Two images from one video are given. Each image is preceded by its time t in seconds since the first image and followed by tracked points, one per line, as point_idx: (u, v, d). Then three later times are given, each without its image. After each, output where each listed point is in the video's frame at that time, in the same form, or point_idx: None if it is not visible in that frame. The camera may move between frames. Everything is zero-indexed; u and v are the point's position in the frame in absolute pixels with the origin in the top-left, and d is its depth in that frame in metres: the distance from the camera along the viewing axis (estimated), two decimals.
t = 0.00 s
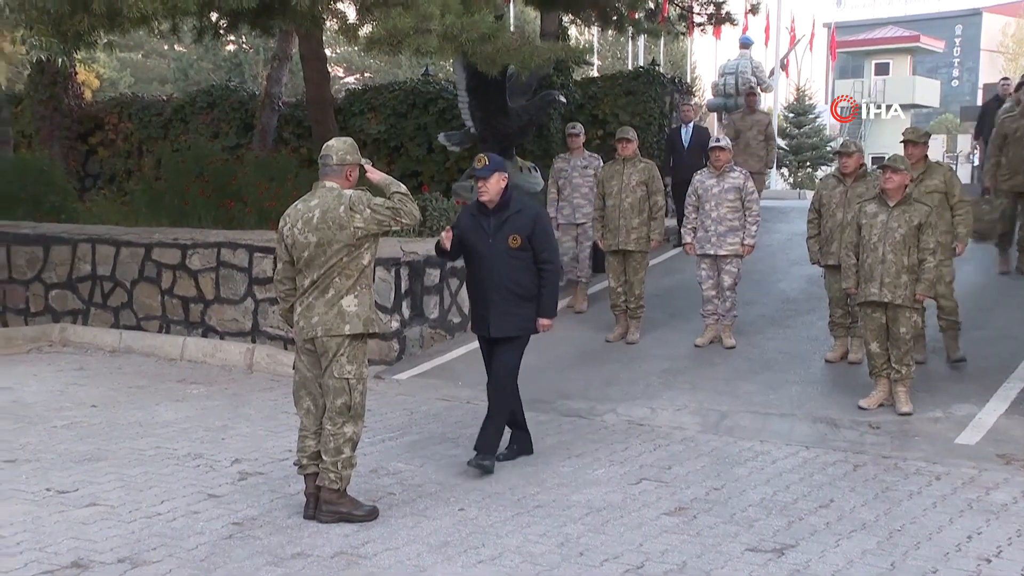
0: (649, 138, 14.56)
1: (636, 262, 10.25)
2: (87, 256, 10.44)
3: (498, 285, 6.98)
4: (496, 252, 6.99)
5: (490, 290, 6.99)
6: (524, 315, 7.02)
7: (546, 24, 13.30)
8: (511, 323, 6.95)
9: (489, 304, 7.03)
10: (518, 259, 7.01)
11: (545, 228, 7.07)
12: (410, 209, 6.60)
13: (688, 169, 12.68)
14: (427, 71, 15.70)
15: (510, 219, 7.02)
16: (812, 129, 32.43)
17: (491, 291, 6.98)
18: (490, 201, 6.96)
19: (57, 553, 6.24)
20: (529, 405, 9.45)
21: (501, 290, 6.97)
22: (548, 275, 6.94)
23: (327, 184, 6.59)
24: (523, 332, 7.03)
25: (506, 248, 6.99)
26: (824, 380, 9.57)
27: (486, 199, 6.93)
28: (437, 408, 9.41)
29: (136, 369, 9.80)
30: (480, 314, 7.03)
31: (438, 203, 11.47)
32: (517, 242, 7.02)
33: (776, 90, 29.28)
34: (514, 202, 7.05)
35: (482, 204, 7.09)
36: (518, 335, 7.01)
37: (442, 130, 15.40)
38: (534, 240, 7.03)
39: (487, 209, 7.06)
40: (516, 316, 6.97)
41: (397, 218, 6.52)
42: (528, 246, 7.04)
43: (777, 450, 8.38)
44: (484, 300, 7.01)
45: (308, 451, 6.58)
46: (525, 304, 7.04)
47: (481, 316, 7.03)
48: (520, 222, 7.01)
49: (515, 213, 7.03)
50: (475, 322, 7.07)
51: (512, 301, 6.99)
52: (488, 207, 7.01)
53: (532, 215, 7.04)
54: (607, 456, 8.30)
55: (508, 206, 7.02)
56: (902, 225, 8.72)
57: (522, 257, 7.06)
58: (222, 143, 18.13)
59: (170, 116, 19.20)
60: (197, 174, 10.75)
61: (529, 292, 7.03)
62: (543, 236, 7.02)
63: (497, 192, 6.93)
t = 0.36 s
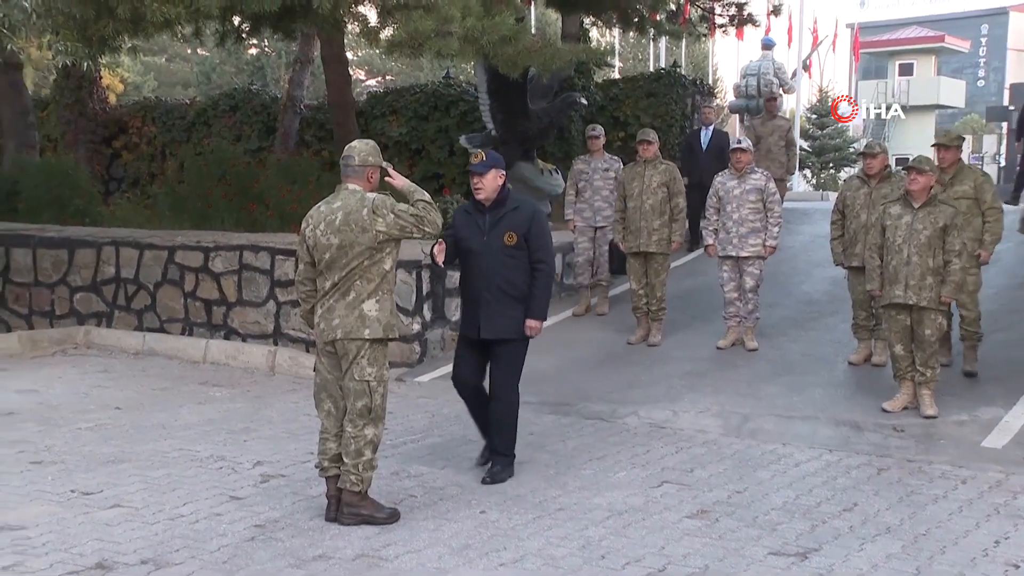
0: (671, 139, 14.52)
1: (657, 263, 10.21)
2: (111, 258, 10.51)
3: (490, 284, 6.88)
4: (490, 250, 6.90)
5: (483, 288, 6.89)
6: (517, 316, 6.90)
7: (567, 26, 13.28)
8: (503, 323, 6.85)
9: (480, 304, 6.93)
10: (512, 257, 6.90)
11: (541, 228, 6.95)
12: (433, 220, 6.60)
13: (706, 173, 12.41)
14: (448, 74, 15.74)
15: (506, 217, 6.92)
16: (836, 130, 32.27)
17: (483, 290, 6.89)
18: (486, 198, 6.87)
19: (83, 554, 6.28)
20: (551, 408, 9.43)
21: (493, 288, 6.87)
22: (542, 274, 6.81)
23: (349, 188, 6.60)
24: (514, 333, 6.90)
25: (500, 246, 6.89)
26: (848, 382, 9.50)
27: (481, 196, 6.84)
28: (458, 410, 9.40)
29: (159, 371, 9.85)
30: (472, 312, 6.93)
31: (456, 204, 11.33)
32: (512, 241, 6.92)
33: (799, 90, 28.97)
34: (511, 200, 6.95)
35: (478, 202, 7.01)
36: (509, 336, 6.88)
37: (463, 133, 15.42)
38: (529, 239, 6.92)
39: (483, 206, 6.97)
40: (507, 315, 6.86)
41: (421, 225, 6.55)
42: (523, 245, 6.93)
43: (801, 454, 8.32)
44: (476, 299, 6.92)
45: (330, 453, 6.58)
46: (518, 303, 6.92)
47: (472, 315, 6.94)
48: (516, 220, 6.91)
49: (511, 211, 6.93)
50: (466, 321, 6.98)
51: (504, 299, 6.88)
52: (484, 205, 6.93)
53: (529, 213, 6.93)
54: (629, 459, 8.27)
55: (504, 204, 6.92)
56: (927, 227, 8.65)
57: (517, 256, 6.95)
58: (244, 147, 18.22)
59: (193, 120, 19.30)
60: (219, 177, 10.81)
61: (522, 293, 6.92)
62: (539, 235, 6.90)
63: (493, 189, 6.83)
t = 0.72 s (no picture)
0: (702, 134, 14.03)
1: (687, 263, 9.71)
2: (117, 259, 10.12)
3: (480, 291, 6.43)
4: (479, 253, 6.45)
5: (471, 294, 6.44)
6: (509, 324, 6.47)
7: (593, 17, 12.80)
8: (496, 332, 6.41)
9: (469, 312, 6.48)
10: (503, 260, 6.47)
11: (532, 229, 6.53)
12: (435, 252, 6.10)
13: (732, 168, 11.90)
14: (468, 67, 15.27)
15: (496, 219, 6.49)
16: (875, 124, 31.79)
17: (472, 296, 6.44)
18: (472, 200, 6.43)
19: (84, 568, 5.87)
20: (575, 416, 8.96)
21: (483, 294, 6.43)
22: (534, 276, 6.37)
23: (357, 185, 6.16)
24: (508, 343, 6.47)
25: (490, 249, 6.46)
26: (890, 389, 8.99)
27: (466, 197, 6.40)
28: (479, 418, 8.94)
29: (166, 378, 9.44)
30: (460, 320, 6.48)
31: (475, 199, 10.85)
32: (503, 244, 6.48)
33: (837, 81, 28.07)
34: (500, 201, 6.52)
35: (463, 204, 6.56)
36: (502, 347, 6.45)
37: (483, 128, 14.95)
38: (520, 241, 6.50)
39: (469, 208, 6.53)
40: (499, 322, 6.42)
41: (431, 242, 6.11)
42: (515, 248, 6.51)
43: (840, 466, 7.82)
44: (464, 306, 6.46)
45: (344, 464, 6.13)
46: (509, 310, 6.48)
47: (460, 323, 6.49)
48: (506, 221, 6.48)
49: (500, 212, 6.50)
50: (454, 329, 6.52)
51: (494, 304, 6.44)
52: (470, 207, 6.48)
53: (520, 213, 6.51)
54: (657, 470, 7.79)
55: (493, 205, 6.49)
56: (975, 226, 8.13)
57: (507, 259, 6.52)
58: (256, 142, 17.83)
59: (202, 116, 18.94)
60: (229, 176, 10.39)
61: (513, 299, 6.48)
62: (531, 237, 6.47)
63: (478, 189, 6.40)
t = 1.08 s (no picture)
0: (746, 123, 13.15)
1: (730, 263, 8.84)
2: (108, 258, 9.35)
3: (453, 293, 5.60)
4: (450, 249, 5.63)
5: (444, 296, 5.60)
6: (490, 329, 5.65)
7: None
8: (476, 339, 5.59)
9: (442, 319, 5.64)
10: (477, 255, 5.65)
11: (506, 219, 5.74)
12: (446, 263, 5.30)
13: (776, 160, 11.04)
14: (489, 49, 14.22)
15: (466, 210, 5.68)
16: (941, 110, 30.13)
17: (446, 299, 5.60)
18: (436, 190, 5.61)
19: None
20: (606, 430, 8.12)
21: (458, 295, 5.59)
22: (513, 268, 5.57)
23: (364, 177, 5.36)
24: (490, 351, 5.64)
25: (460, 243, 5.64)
26: (955, 402, 8.11)
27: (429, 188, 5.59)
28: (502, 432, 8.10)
29: (160, 388, 8.65)
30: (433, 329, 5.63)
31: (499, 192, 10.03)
32: (475, 238, 5.68)
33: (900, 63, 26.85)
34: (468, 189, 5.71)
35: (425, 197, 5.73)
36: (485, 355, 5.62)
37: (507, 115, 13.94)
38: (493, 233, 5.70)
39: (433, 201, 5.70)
40: (478, 325, 5.57)
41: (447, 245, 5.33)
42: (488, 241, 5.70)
43: (901, 487, 6.94)
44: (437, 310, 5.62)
45: (354, 483, 5.29)
46: (486, 312, 5.65)
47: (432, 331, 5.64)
48: (477, 211, 5.68)
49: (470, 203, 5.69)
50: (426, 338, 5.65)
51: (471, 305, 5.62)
52: (435, 198, 5.66)
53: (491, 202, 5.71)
54: (697, 490, 6.94)
55: (460, 195, 5.67)
56: None
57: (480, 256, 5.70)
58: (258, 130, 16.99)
59: (199, 102, 18.08)
60: (230, 169, 9.62)
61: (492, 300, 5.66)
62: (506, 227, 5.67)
63: (443, 179, 5.58)
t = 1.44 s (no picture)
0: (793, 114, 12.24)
1: (776, 264, 7.97)
2: (89, 260, 8.55)
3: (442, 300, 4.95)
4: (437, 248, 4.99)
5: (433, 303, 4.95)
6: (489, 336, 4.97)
7: None
8: (472, 347, 4.91)
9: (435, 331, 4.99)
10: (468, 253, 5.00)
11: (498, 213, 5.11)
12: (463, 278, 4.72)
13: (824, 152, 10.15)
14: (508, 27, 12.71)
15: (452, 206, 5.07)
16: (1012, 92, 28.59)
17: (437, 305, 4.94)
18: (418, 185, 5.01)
19: None
20: (638, 449, 7.27)
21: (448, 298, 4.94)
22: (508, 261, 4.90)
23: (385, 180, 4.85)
24: (491, 359, 4.95)
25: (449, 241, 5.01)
26: None
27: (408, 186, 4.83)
28: (522, 453, 7.25)
29: (146, 403, 7.85)
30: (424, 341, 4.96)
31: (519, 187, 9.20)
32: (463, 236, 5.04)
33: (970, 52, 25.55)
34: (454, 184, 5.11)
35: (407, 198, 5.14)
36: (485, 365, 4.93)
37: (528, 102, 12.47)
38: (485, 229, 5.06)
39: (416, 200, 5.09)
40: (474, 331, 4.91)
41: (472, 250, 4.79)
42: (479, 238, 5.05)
43: (968, 514, 6.05)
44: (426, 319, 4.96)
45: (356, 508, 4.69)
46: (483, 317, 4.98)
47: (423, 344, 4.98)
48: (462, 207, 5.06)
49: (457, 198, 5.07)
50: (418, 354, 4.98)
51: (466, 312, 4.95)
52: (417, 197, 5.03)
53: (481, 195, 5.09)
54: (739, 517, 6.09)
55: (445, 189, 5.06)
56: None
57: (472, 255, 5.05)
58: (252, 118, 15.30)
59: (191, 86, 16.21)
60: (226, 160, 8.94)
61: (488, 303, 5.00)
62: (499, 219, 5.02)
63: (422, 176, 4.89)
